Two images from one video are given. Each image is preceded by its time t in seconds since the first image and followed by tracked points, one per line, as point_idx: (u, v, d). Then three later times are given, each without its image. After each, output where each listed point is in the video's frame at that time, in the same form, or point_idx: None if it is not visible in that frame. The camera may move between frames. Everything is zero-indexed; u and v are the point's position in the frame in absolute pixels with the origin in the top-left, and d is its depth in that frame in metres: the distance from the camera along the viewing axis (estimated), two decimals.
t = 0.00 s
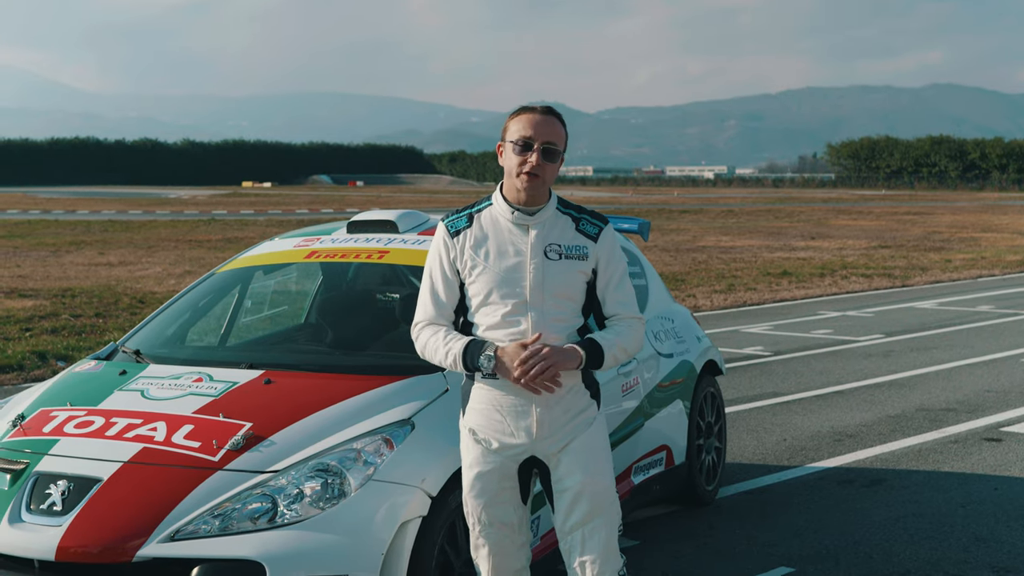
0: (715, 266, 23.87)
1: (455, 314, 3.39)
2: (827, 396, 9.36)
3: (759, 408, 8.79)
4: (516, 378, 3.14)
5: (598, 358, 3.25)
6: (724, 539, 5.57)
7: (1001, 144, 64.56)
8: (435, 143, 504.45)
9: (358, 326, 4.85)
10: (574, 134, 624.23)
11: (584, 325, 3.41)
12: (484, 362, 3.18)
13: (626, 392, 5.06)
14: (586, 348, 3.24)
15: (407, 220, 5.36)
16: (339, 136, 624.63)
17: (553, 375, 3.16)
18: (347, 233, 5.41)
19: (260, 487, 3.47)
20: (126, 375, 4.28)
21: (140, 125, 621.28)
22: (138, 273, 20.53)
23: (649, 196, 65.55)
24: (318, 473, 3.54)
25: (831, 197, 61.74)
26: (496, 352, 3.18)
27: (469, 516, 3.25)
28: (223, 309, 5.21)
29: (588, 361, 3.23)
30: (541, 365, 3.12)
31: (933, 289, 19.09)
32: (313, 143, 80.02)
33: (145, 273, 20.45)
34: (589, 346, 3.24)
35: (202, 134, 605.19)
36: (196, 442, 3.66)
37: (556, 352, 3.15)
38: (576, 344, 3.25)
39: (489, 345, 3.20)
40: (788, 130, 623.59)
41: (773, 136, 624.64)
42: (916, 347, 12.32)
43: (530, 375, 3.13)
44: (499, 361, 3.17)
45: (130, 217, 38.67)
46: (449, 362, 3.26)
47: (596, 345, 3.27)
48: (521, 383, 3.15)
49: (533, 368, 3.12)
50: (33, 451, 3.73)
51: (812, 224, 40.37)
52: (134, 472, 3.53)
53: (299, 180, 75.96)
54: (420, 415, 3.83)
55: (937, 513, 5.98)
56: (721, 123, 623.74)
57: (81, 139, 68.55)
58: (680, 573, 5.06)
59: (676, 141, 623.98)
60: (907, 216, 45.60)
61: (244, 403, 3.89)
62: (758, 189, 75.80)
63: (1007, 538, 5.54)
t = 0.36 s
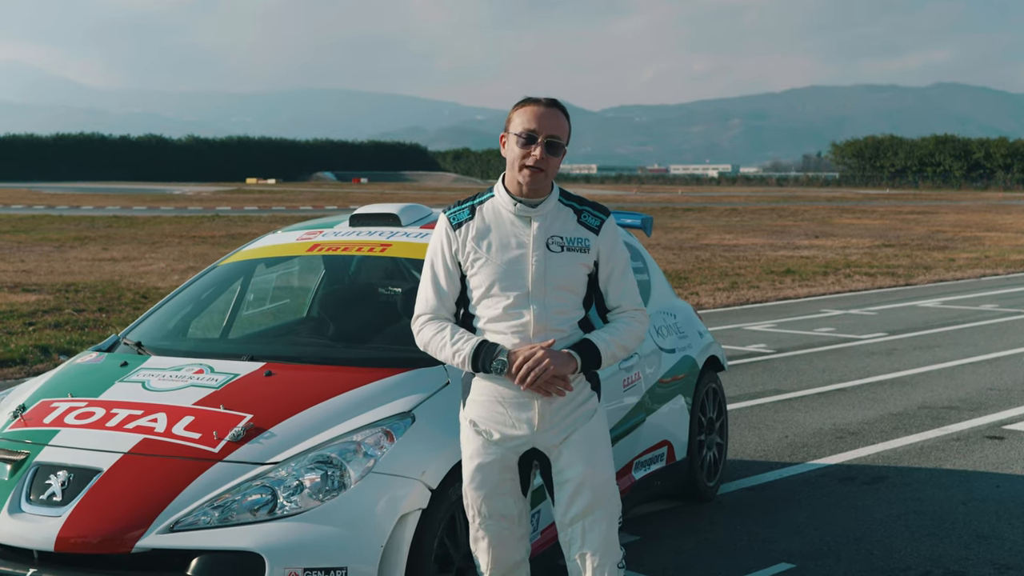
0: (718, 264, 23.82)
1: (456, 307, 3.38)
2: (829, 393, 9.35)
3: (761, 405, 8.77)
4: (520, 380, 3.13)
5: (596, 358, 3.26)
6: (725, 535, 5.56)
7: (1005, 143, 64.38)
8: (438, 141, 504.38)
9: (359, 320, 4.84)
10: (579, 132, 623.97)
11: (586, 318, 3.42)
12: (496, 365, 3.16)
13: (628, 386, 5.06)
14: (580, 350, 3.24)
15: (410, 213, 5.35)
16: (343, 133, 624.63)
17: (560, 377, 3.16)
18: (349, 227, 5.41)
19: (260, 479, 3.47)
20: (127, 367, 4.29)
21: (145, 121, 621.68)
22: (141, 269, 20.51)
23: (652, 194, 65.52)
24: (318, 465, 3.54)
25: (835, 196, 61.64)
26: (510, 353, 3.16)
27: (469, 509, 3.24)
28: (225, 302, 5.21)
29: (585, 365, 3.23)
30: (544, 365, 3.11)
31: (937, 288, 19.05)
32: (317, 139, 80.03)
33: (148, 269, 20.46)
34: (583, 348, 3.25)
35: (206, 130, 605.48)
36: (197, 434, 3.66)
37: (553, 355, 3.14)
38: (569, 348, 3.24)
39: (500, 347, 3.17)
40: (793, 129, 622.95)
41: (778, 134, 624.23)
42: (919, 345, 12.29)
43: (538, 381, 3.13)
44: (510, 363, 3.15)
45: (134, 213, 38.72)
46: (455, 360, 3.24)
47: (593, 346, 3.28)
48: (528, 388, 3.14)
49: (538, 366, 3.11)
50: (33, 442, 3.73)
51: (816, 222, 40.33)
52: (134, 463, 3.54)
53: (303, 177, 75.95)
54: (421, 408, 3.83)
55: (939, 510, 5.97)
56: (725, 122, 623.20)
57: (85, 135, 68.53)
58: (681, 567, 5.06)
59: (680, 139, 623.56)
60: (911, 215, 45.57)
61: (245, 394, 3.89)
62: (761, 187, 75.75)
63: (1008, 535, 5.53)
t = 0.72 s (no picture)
0: (717, 263, 23.81)
1: (448, 297, 3.39)
2: (826, 392, 9.34)
3: (757, 403, 8.76)
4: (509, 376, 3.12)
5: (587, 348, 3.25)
6: (720, 532, 5.56)
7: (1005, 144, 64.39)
8: (439, 140, 504.36)
9: (354, 315, 4.83)
10: (579, 132, 623.99)
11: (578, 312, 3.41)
12: (478, 361, 3.16)
13: (622, 382, 5.04)
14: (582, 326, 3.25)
15: (404, 208, 5.35)
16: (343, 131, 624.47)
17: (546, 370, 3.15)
18: (344, 222, 5.40)
19: (250, 472, 3.46)
20: (120, 360, 4.28)
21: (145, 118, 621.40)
22: (141, 266, 20.49)
23: (652, 194, 65.50)
24: (309, 458, 3.53)
25: (835, 196, 61.67)
26: (491, 351, 3.16)
27: (460, 503, 3.23)
28: (220, 297, 5.21)
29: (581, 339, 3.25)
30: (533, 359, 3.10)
31: (935, 288, 19.05)
32: (317, 138, 80.03)
33: (147, 266, 20.46)
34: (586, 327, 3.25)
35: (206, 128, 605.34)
36: (187, 427, 3.65)
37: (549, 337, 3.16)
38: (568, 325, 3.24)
39: (484, 344, 3.17)
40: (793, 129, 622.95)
41: (778, 135, 624.28)
42: (917, 344, 12.29)
43: (520, 380, 3.12)
44: (491, 361, 3.15)
45: (134, 210, 38.69)
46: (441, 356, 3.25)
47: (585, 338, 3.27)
48: (515, 386, 3.14)
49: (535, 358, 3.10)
50: (24, 435, 3.72)
51: (815, 222, 40.34)
52: (124, 456, 3.53)
53: (304, 175, 75.91)
54: (413, 402, 3.82)
55: (934, 508, 5.97)
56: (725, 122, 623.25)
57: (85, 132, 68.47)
58: (674, 565, 5.06)
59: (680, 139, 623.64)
60: (911, 215, 45.56)
61: (236, 389, 3.88)
62: (761, 187, 75.77)
63: (1002, 533, 5.53)
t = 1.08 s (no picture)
0: (718, 263, 23.80)
1: (440, 297, 3.38)
2: (826, 392, 9.33)
3: (756, 404, 8.75)
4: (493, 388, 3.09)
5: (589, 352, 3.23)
6: (717, 532, 5.55)
7: (1007, 146, 64.36)
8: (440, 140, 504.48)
9: (350, 315, 4.83)
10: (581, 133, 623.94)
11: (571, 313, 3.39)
12: (465, 364, 3.14)
13: (619, 383, 5.03)
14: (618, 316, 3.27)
15: (401, 208, 5.34)
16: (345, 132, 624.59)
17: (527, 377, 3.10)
18: (340, 221, 5.40)
19: (245, 472, 3.45)
20: (115, 360, 4.28)
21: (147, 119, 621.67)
22: (141, 266, 20.49)
23: (654, 194, 65.44)
24: (304, 458, 3.52)
25: (836, 197, 61.63)
26: (474, 355, 3.14)
27: (454, 503, 3.22)
28: (216, 296, 5.20)
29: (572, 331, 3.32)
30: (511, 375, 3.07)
31: (936, 289, 19.03)
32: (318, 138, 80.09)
33: (148, 266, 20.46)
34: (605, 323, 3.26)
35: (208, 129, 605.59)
36: (182, 427, 3.64)
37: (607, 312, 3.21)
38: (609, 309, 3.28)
39: (468, 348, 3.16)
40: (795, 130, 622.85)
41: (779, 135, 624.16)
42: (917, 345, 12.27)
43: (500, 382, 3.08)
44: (474, 366, 3.13)
45: (135, 210, 38.71)
46: (433, 357, 3.25)
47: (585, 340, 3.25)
48: (495, 390, 3.10)
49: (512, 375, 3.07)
50: (18, 434, 3.71)
51: (816, 223, 40.33)
52: (118, 455, 3.52)
53: (305, 175, 75.94)
54: (408, 402, 3.82)
55: (932, 508, 5.95)
56: (727, 123, 623.21)
57: (86, 133, 68.50)
58: (670, 565, 5.05)
59: (682, 140, 623.69)
60: (912, 216, 45.50)
61: (231, 388, 3.88)
62: (763, 188, 75.76)
63: (1000, 534, 5.51)
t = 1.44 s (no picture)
0: (725, 270, 23.78)
1: (440, 306, 3.37)
2: (832, 399, 9.30)
3: (762, 411, 8.72)
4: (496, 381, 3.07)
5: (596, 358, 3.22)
6: (723, 539, 5.52)
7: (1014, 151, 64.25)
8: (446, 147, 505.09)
9: (354, 322, 4.82)
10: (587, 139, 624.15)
11: (573, 321, 3.37)
12: (468, 373, 3.14)
13: (623, 390, 5.01)
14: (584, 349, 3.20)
15: (404, 215, 5.34)
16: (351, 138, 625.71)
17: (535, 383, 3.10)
18: (343, 228, 5.39)
19: (247, 480, 3.44)
20: (117, 368, 4.27)
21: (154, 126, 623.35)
22: (148, 273, 20.54)
23: (661, 200, 65.39)
24: (306, 466, 3.51)
25: (843, 203, 61.57)
26: (479, 364, 3.13)
27: (457, 512, 3.21)
28: (219, 303, 5.20)
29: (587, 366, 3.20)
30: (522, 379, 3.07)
31: (943, 294, 18.98)
32: (325, 145, 80.27)
33: (154, 273, 20.51)
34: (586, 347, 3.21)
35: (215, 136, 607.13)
36: (184, 435, 3.64)
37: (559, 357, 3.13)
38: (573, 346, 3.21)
39: (472, 358, 3.15)
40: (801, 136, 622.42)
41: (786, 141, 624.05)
42: (924, 351, 12.23)
43: (508, 393, 3.07)
44: (479, 376, 3.12)
45: (143, 218, 38.83)
46: (435, 367, 3.23)
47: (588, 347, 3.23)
48: (502, 400, 3.09)
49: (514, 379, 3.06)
50: (21, 443, 3.71)
51: (823, 229, 40.29)
52: (120, 464, 3.51)
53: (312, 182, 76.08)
54: (410, 410, 3.80)
55: (939, 515, 5.92)
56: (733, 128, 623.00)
57: (94, 140, 68.77)
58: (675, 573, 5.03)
59: (688, 146, 623.62)
60: (919, 221, 45.37)
61: (234, 396, 3.87)
62: (770, 193, 75.72)
63: (1007, 541, 5.48)
